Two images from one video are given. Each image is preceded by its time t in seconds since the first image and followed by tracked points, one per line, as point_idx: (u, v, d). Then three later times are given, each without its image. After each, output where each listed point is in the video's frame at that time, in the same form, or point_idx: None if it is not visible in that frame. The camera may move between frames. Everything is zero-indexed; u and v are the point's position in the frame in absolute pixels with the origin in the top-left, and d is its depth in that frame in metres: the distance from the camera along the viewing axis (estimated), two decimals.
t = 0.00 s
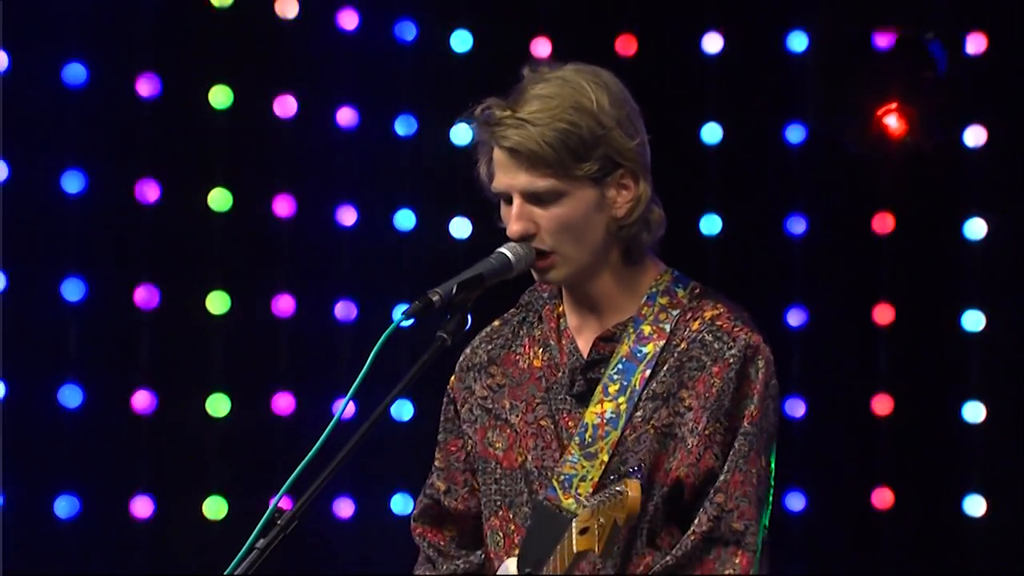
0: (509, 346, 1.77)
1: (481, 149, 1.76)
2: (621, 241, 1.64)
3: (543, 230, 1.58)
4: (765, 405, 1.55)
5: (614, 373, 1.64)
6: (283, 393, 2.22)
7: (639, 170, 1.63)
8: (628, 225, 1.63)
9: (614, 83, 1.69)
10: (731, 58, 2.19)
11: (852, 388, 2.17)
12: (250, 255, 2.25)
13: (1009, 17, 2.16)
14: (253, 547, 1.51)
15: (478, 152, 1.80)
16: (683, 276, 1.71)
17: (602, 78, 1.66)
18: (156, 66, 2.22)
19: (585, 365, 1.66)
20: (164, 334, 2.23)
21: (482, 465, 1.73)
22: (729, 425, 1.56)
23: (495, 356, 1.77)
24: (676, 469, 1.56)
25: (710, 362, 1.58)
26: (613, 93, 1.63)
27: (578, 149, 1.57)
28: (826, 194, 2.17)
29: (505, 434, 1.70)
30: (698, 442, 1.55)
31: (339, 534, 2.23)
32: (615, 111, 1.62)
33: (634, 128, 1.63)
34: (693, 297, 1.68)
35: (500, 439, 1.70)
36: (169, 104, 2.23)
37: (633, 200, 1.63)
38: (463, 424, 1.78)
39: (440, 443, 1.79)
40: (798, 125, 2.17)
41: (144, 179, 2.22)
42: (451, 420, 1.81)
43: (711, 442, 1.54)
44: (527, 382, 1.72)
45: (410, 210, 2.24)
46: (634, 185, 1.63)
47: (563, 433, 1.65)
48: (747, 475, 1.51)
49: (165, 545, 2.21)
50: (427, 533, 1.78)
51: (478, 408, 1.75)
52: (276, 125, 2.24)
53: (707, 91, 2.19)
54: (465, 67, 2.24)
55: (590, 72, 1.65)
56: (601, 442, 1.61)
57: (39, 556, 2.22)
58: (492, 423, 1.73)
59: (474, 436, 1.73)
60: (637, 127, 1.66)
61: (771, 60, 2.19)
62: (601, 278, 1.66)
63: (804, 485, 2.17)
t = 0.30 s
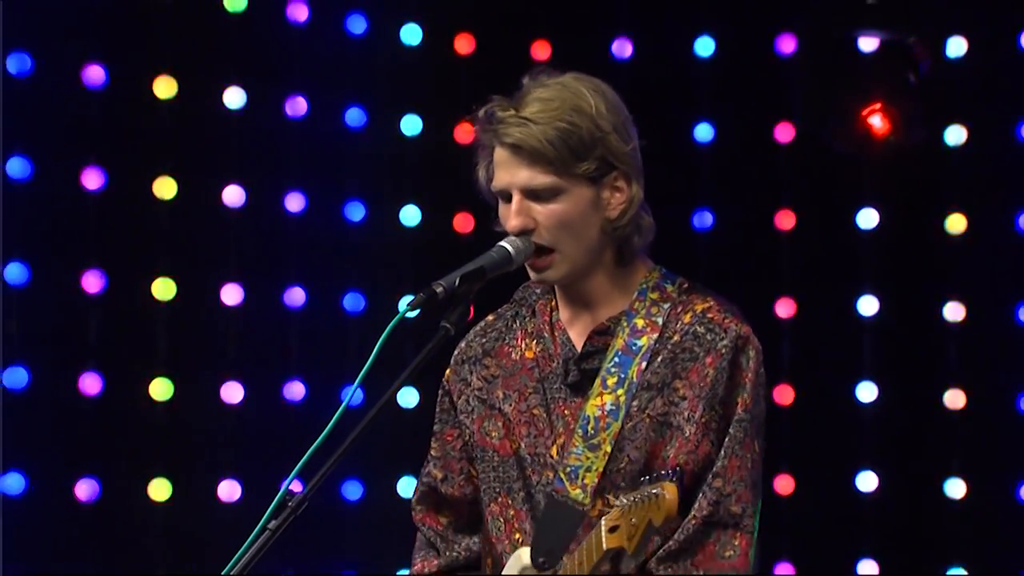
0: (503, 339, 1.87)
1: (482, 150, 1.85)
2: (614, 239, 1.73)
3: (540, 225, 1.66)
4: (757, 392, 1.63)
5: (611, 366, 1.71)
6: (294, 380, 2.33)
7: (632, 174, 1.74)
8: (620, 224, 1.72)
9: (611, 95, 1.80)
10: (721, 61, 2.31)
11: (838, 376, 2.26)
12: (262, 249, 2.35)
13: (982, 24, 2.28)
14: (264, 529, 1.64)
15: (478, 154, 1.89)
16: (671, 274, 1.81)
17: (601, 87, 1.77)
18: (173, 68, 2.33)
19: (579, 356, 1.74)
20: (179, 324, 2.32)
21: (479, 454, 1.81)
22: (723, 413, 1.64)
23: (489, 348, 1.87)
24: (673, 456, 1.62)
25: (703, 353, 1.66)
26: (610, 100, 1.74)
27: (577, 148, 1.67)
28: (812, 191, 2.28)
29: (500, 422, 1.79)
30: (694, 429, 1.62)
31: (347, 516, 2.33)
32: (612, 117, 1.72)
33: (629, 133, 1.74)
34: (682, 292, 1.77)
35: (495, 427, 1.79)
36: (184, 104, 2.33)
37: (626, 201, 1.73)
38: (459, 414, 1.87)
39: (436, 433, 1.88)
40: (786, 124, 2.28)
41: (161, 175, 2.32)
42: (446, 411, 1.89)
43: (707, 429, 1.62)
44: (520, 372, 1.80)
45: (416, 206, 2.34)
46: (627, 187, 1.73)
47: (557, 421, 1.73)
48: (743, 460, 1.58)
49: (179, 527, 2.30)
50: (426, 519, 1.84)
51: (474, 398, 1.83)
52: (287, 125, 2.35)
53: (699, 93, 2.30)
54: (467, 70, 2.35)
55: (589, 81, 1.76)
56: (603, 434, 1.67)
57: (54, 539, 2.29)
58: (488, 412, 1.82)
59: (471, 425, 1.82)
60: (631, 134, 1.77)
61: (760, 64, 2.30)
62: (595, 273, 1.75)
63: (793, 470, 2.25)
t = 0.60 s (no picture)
0: (503, 327, 1.94)
1: (485, 146, 1.93)
2: (611, 232, 1.82)
3: (540, 221, 1.74)
4: (749, 382, 1.73)
5: (608, 355, 1.80)
6: (305, 370, 2.44)
7: (628, 170, 1.81)
8: (617, 220, 1.81)
9: (608, 93, 1.87)
10: (713, 65, 2.42)
11: (824, 365, 2.37)
12: (275, 244, 2.46)
13: (962, 28, 2.39)
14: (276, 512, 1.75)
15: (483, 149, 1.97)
16: (665, 267, 1.89)
17: (597, 86, 1.83)
18: (191, 72, 2.44)
19: (578, 345, 1.82)
20: (196, 316, 2.43)
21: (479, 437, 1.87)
22: (717, 401, 1.73)
23: (490, 335, 1.94)
24: (669, 442, 1.71)
25: (698, 344, 1.75)
26: (607, 99, 1.80)
27: (575, 147, 1.74)
28: (800, 188, 2.39)
29: (500, 406, 1.86)
30: (691, 416, 1.71)
31: (356, 500, 2.43)
32: (608, 116, 1.79)
33: (625, 132, 1.81)
34: (676, 285, 1.85)
35: (495, 411, 1.86)
36: (202, 106, 2.45)
37: (622, 196, 1.80)
38: (459, 398, 1.93)
39: (438, 416, 1.95)
40: (775, 125, 2.39)
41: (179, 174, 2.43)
42: (447, 395, 1.97)
43: (703, 417, 1.71)
44: (520, 359, 1.88)
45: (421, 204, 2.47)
46: (623, 183, 1.81)
47: (556, 406, 1.81)
48: (736, 446, 1.68)
49: (196, 509, 2.41)
50: (426, 499, 1.93)
51: (475, 383, 1.91)
52: (299, 126, 2.46)
53: (692, 96, 2.41)
54: (471, 74, 2.47)
55: (586, 80, 1.83)
56: (601, 421, 1.76)
57: (77, 521, 2.39)
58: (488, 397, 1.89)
59: (472, 409, 1.89)
60: (627, 131, 1.83)
61: (750, 67, 2.41)
62: (592, 265, 1.83)
63: (782, 455, 2.35)
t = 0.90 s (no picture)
0: (502, 318, 2.03)
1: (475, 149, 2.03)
2: (604, 220, 1.91)
3: (538, 214, 1.83)
4: (739, 364, 1.80)
5: (604, 342, 1.87)
6: (314, 358, 2.55)
7: (616, 158, 1.91)
8: (609, 207, 1.90)
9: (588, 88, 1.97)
10: (705, 67, 2.52)
11: (810, 354, 2.47)
12: (285, 239, 2.56)
13: (943, 31, 2.49)
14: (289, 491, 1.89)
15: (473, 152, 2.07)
16: (657, 257, 1.97)
17: (580, 82, 1.93)
18: (204, 74, 2.54)
19: (575, 333, 1.91)
20: (211, 308, 2.54)
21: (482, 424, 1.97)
22: (708, 383, 1.80)
23: (489, 327, 2.03)
24: (663, 423, 1.79)
25: (690, 329, 1.83)
26: (590, 92, 1.91)
27: (566, 140, 1.84)
28: (789, 185, 2.49)
29: (501, 394, 1.95)
30: (683, 398, 1.79)
31: (363, 483, 2.54)
32: (594, 109, 1.89)
33: (610, 123, 1.91)
34: (668, 273, 1.93)
35: (496, 400, 1.95)
36: (215, 107, 2.55)
37: (613, 185, 1.90)
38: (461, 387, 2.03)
39: (440, 406, 2.04)
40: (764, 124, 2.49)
41: (193, 171, 2.53)
42: (449, 385, 2.06)
43: (695, 398, 1.78)
44: (519, 348, 1.96)
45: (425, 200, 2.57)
46: (613, 172, 1.91)
47: (555, 392, 1.89)
48: (727, 425, 1.75)
49: (211, 493, 2.52)
50: (428, 484, 2.03)
51: (476, 373, 1.99)
52: (308, 125, 2.56)
53: (685, 97, 2.52)
54: (473, 75, 2.57)
55: (569, 77, 1.93)
56: (598, 404, 1.83)
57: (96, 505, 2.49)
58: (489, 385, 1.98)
59: (473, 397, 1.98)
60: (611, 122, 1.94)
61: (740, 69, 2.52)
62: (588, 253, 1.92)
63: (772, 440, 2.46)
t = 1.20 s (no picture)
0: (504, 311, 2.07)
1: (486, 141, 2.07)
2: (605, 221, 1.94)
3: (540, 211, 1.87)
4: (735, 360, 1.83)
5: (603, 336, 1.91)
6: (321, 348, 2.64)
7: (621, 163, 1.94)
8: (610, 211, 1.94)
9: (601, 93, 2.00)
10: (699, 67, 2.61)
11: (799, 344, 2.57)
12: (293, 232, 2.65)
13: (930, 32, 2.58)
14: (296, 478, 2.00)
15: (484, 144, 2.12)
16: (655, 255, 2.01)
17: (591, 86, 1.96)
18: (216, 73, 2.64)
19: (574, 326, 1.95)
20: (221, 298, 2.63)
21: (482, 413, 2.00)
22: (704, 377, 1.83)
23: (491, 318, 2.07)
24: (660, 415, 1.82)
25: (687, 324, 1.86)
26: (601, 98, 1.93)
27: (572, 143, 1.87)
28: (778, 180, 2.59)
29: (502, 384, 1.99)
30: (680, 391, 1.81)
31: (368, 468, 2.63)
32: (602, 114, 1.92)
33: (617, 128, 1.94)
34: (665, 271, 1.97)
35: (496, 389, 1.99)
36: (226, 105, 2.64)
37: (616, 188, 1.93)
38: (463, 376, 2.07)
39: (443, 394, 2.09)
40: (756, 121, 2.58)
41: (205, 168, 2.62)
42: (452, 374, 2.10)
43: (691, 392, 1.82)
44: (520, 340, 2.00)
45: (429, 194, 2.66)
46: (617, 176, 1.94)
47: (554, 383, 1.93)
48: (722, 419, 1.79)
49: (222, 477, 2.61)
50: (430, 470, 2.08)
51: (478, 363, 2.03)
52: (315, 123, 2.65)
53: (679, 95, 2.61)
54: (475, 74, 2.67)
55: (582, 82, 1.96)
56: (596, 396, 1.86)
57: (110, 489, 2.57)
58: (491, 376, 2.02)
59: (475, 387, 2.02)
60: (619, 127, 1.97)
61: (733, 68, 2.61)
62: (589, 251, 1.96)
63: (763, 426, 2.55)
